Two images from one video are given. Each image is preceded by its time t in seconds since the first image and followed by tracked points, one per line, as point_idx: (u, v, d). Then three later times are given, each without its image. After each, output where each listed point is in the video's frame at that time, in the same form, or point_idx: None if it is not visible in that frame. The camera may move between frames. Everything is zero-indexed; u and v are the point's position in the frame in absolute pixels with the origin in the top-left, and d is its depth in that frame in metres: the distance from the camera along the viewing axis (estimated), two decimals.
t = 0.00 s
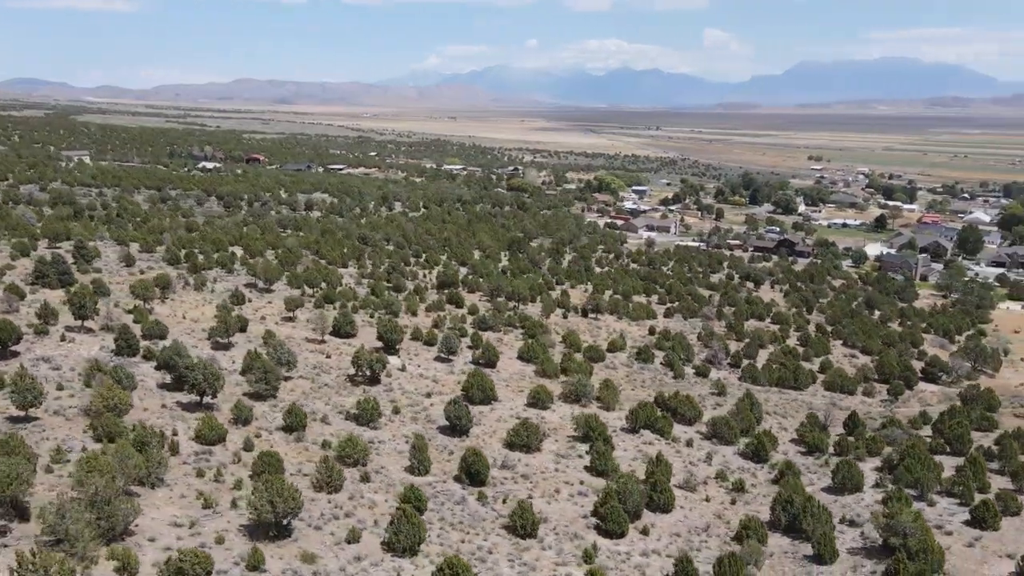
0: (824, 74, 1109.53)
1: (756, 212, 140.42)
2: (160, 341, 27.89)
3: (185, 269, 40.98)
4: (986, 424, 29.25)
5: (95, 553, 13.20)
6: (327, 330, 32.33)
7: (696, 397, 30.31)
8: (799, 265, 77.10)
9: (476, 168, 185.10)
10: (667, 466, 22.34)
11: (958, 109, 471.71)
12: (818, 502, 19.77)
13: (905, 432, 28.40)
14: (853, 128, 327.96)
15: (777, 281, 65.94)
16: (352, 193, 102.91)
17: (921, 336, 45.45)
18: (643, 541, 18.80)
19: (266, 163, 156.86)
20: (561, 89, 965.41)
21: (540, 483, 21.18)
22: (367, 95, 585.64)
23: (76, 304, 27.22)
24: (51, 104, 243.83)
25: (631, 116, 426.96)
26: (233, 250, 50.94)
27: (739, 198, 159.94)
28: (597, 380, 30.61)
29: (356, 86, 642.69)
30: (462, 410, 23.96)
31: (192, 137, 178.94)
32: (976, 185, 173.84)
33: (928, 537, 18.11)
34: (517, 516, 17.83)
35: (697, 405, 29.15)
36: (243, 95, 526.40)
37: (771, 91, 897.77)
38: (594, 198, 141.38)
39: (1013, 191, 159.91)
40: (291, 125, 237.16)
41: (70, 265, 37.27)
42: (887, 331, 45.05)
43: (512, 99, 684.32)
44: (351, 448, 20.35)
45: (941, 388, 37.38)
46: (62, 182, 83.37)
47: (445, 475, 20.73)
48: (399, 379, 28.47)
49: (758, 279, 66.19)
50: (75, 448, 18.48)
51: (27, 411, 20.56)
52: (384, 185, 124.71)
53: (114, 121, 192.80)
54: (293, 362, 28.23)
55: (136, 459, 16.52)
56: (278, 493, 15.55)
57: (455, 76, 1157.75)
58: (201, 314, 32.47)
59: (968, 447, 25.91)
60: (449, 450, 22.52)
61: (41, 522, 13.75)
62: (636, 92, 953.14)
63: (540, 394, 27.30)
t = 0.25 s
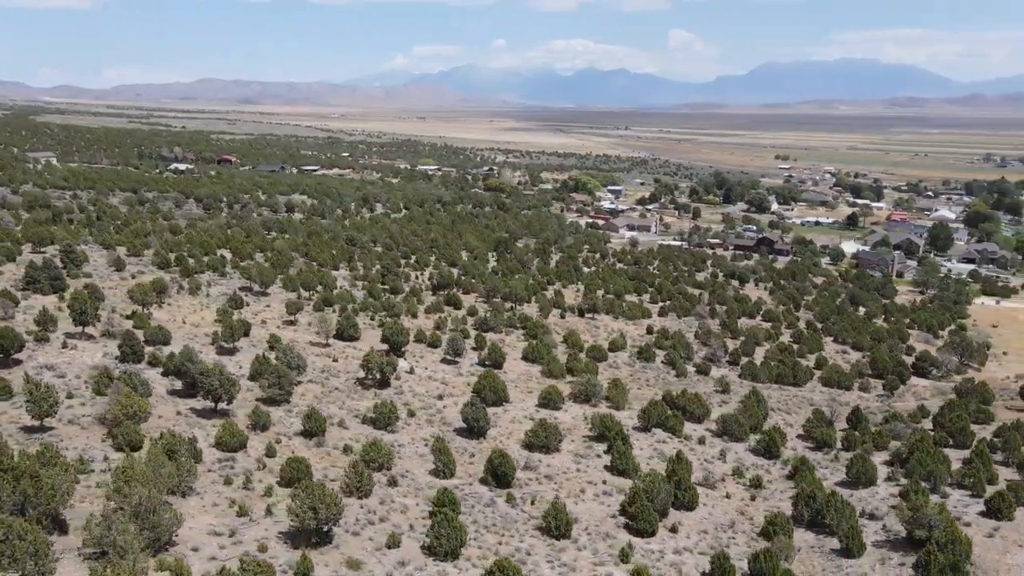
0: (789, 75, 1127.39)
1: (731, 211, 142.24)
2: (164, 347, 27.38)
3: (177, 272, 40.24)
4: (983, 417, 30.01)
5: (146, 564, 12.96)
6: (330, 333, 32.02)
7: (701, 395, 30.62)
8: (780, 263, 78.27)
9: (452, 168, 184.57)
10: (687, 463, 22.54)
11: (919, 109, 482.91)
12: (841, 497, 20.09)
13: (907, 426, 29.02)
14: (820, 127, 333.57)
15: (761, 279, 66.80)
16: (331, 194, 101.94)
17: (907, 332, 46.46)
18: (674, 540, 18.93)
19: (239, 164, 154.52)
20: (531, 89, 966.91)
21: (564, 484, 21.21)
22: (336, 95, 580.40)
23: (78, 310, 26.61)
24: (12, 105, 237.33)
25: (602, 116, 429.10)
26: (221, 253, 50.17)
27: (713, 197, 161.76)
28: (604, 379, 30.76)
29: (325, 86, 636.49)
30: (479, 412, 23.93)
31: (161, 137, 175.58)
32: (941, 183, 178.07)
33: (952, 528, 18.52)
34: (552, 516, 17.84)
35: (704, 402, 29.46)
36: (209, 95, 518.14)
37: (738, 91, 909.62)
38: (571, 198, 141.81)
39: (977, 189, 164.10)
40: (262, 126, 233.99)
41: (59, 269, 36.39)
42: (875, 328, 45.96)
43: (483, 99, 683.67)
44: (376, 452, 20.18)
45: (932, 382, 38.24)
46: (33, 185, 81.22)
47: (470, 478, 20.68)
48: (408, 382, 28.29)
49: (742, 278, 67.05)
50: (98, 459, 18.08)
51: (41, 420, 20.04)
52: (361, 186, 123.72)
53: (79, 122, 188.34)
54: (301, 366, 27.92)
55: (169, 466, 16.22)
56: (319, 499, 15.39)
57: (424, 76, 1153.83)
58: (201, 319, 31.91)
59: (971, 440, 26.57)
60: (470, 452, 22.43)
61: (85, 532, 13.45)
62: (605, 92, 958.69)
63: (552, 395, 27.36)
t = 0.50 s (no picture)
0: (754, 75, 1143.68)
1: (705, 210, 143.84)
2: (168, 353, 26.89)
3: (168, 277, 39.52)
4: (978, 410, 30.82)
5: (198, 575, 12.78)
6: (334, 337, 31.71)
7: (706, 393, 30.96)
8: (760, 261, 79.39)
9: (426, 169, 183.70)
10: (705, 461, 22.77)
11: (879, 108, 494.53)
12: (861, 490, 20.50)
13: (907, 421, 29.66)
14: (786, 127, 338.83)
15: (744, 277, 67.70)
16: (309, 196, 100.89)
17: (893, 327, 47.49)
18: (703, 537, 19.09)
19: (210, 166, 152.03)
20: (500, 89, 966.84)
21: (587, 484, 21.26)
22: (304, 95, 574.06)
23: (80, 317, 26.02)
24: None
25: (572, 116, 430.75)
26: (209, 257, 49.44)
27: (687, 196, 163.40)
28: (610, 379, 30.93)
29: (292, 87, 629.29)
30: (497, 414, 23.91)
31: (128, 139, 171.98)
32: (906, 181, 182.02)
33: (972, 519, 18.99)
34: (585, 517, 17.91)
35: (710, 400, 29.79)
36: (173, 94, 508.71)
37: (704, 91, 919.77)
38: (548, 198, 142.11)
39: (941, 186, 168.08)
40: (231, 127, 230.50)
41: (49, 274, 35.51)
42: (862, 324, 46.89)
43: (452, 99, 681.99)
44: (400, 456, 20.06)
45: (922, 377, 39.14)
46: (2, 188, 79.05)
47: (495, 480, 20.65)
48: (419, 384, 28.10)
49: (726, 276, 67.87)
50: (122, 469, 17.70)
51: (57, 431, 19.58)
52: (338, 187, 122.59)
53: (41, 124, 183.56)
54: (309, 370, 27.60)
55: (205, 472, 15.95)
56: (361, 506, 15.26)
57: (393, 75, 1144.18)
58: (202, 324, 31.42)
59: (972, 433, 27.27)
60: (490, 455, 22.42)
61: (134, 544, 13.25)
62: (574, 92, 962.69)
63: (563, 395, 27.44)
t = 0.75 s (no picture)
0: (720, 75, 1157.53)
1: (680, 209, 145.11)
2: (174, 359, 26.40)
3: (160, 281, 38.80)
4: (973, 402, 31.59)
5: None
6: (338, 340, 31.40)
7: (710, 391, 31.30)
8: (741, 260, 80.39)
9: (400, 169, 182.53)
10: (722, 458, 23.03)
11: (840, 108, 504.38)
12: (879, 484, 20.93)
13: (906, 414, 30.30)
14: (752, 127, 343.70)
15: (726, 275, 68.58)
16: (286, 197, 99.64)
17: (878, 323, 48.48)
18: (731, 533, 19.30)
19: (180, 167, 149.25)
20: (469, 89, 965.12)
21: (610, 483, 21.36)
22: (271, 95, 566.66)
23: (83, 322, 25.43)
24: None
25: (542, 116, 431.48)
26: (196, 260, 48.64)
27: (661, 196, 164.74)
28: (616, 378, 31.10)
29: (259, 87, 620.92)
30: (514, 415, 23.91)
31: (94, 140, 167.97)
32: (871, 180, 185.89)
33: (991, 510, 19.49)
34: (619, 516, 18.00)
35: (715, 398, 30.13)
36: (135, 93, 498.14)
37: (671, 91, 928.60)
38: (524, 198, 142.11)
39: (904, 185, 171.99)
40: (199, 128, 226.54)
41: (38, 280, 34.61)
42: (849, 320, 47.80)
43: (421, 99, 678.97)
44: (426, 459, 19.96)
45: (912, 371, 40.01)
46: None
47: (521, 481, 20.66)
48: (429, 386, 27.96)
49: (710, 274, 68.60)
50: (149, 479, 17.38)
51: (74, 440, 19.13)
52: (313, 188, 121.24)
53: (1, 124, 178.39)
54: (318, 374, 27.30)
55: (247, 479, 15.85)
56: (405, 510, 15.17)
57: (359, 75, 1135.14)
58: (202, 329, 30.90)
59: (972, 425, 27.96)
60: (511, 456, 22.40)
61: (187, 553, 13.09)
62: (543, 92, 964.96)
63: (574, 395, 27.53)
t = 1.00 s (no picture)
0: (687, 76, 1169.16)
1: (655, 208, 146.35)
2: (181, 366, 25.91)
3: (151, 286, 38.00)
4: (966, 395, 32.44)
5: None
6: (342, 343, 31.14)
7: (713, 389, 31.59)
8: (722, 258, 81.34)
9: (373, 170, 181.04)
10: (738, 455, 23.27)
11: (802, 108, 513.34)
12: (894, 478, 21.40)
13: (904, 409, 30.98)
14: (719, 126, 347.47)
15: (709, 273, 69.39)
16: (263, 199, 98.21)
17: (863, 320, 49.47)
18: (756, 529, 19.55)
19: (148, 168, 146.13)
20: (438, 90, 961.30)
21: (633, 482, 21.49)
22: (237, 96, 558.15)
23: (86, 329, 24.79)
24: None
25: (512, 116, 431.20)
26: (183, 264, 47.81)
27: (635, 196, 165.78)
28: (621, 377, 31.30)
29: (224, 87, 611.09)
30: (530, 417, 23.96)
31: (58, 141, 163.54)
32: (837, 178, 189.49)
33: (1006, 501, 20.03)
34: (651, 514, 18.13)
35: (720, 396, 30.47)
36: (95, 93, 486.77)
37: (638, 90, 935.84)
38: (500, 198, 142.03)
39: (870, 184, 175.64)
40: (165, 129, 222.04)
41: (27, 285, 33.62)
42: (836, 317, 48.66)
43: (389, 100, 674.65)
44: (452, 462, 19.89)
45: (901, 366, 40.94)
46: None
47: (545, 482, 20.74)
48: (439, 389, 27.87)
49: (693, 273, 69.30)
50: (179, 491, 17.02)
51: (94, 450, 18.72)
52: (288, 190, 119.68)
53: None
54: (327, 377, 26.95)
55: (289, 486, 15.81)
56: (450, 513, 15.17)
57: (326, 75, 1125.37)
58: (203, 334, 30.39)
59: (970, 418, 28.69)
60: (532, 457, 22.42)
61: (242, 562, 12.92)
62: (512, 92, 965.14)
63: (584, 396, 27.66)
